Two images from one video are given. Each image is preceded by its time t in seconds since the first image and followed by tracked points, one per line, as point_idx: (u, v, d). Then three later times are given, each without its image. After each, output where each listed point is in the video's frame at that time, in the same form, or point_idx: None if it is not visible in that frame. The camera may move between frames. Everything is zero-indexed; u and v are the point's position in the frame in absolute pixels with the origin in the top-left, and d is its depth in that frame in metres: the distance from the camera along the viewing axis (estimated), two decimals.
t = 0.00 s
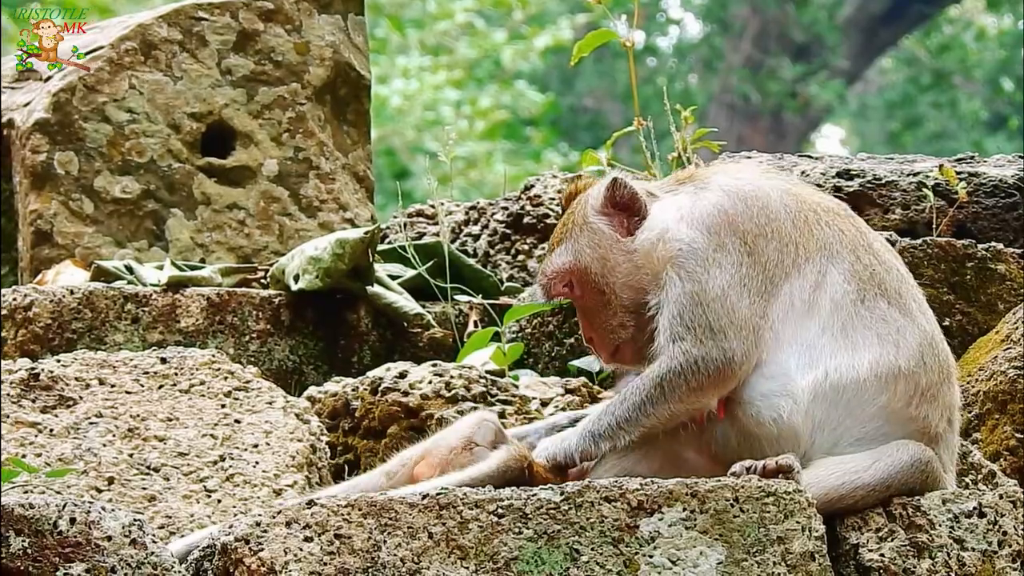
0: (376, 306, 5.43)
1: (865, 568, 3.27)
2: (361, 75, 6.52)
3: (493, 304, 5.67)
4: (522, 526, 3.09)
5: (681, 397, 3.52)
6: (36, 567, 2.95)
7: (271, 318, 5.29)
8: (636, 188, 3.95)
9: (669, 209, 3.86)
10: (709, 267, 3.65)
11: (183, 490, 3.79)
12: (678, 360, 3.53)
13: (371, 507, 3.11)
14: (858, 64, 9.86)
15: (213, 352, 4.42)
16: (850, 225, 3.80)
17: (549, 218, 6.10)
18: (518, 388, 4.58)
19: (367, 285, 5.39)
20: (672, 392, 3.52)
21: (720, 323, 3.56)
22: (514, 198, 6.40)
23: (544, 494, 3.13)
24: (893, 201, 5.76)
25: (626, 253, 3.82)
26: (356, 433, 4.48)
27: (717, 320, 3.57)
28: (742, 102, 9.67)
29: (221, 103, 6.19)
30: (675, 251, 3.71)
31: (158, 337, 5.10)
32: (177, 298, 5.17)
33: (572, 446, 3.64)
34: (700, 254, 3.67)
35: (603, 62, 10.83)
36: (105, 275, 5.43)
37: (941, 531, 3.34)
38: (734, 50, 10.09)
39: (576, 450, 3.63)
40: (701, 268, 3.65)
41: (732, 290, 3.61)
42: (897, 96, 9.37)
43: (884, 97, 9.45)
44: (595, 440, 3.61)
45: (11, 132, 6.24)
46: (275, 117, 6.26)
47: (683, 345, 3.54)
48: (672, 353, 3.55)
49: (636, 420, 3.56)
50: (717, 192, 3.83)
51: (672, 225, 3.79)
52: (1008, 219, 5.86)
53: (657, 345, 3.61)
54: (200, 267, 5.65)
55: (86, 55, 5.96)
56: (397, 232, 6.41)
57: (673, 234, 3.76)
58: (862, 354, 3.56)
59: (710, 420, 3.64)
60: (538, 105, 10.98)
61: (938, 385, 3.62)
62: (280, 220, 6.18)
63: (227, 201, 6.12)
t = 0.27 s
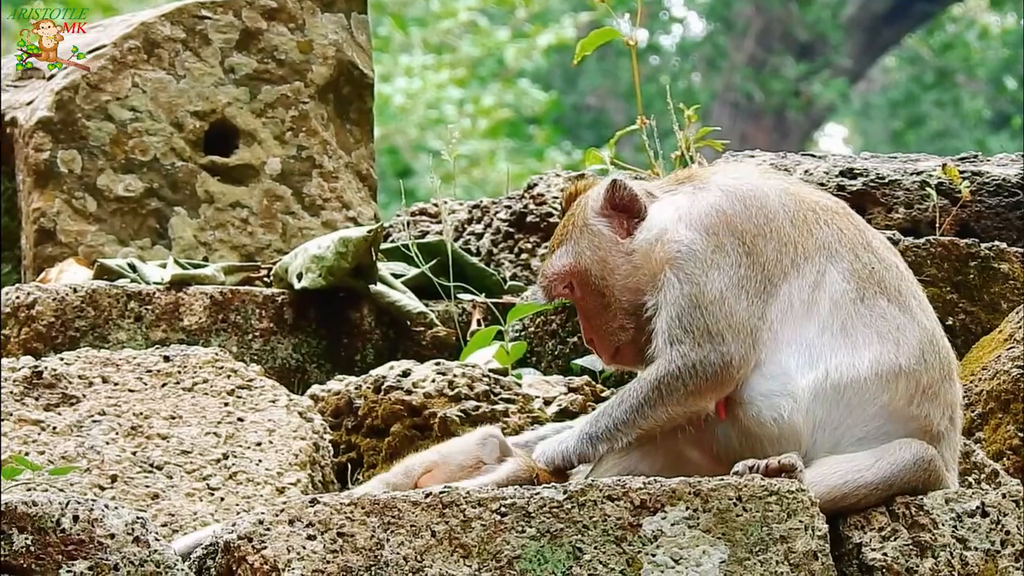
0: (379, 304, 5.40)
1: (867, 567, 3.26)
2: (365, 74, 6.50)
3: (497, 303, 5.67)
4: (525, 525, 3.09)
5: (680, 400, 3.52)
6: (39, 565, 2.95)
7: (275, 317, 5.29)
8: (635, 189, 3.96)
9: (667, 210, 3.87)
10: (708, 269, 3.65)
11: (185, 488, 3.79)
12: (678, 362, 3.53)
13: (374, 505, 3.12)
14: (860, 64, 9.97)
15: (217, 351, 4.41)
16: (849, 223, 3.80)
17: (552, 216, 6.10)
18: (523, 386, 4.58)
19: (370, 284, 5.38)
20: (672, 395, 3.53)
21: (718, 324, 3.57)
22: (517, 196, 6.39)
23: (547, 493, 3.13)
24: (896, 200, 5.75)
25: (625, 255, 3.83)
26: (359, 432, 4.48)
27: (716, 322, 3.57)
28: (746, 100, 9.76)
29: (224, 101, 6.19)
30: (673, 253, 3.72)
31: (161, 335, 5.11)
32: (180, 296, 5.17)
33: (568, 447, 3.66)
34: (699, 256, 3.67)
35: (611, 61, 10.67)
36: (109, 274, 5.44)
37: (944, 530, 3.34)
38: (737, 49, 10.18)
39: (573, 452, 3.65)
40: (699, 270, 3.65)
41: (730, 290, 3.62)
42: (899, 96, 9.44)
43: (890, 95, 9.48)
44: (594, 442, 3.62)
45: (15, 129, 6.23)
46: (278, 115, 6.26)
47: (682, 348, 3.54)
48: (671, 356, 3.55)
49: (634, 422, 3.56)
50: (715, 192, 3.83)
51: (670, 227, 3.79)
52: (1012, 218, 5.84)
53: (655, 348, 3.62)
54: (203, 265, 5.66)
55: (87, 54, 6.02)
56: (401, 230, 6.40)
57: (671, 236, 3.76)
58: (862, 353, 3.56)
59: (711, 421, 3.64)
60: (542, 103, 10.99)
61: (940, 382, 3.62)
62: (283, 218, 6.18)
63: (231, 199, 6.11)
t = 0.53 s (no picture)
0: (380, 299, 5.43)
1: (869, 563, 3.27)
2: (367, 68, 6.50)
3: (499, 298, 5.68)
4: (527, 520, 3.09)
5: (685, 397, 3.53)
6: (40, 560, 2.95)
7: (276, 311, 5.29)
8: (635, 185, 3.95)
9: (669, 206, 3.86)
10: (710, 265, 3.64)
11: (188, 483, 3.80)
12: (682, 359, 3.53)
13: (376, 501, 3.12)
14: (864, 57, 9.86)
15: (218, 346, 4.41)
16: (851, 220, 3.80)
17: (555, 211, 6.10)
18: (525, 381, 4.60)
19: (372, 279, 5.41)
20: (677, 391, 3.53)
21: (721, 320, 3.56)
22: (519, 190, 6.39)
23: (549, 488, 3.12)
24: (898, 196, 5.73)
25: (626, 253, 3.84)
26: (361, 427, 4.48)
27: (720, 318, 3.56)
28: (748, 97, 9.74)
29: (226, 96, 6.20)
30: (675, 249, 3.70)
31: (163, 330, 5.10)
32: (182, 291, 5.16)
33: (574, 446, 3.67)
34: (701, 252, 3.66)
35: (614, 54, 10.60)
36: (111, 268, 5.43)
37: (945, 526, 3.34)
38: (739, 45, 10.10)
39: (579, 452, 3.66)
40: (702, 266, 3.64)
41: (732, 286, 3.61)
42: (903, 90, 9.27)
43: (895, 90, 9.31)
44: (601, 441, 3.62)
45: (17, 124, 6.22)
46: (281, 110, 6.27)
47: (686, 344, 3.54)
48: (676, 352, 3.55)
49: (641, 419, 3.57)
50: (717, 188, 3.82)
51: (673, 223, 3.78)
52: (1015, 214, 5.85)
53: (659, 344, 3.61)
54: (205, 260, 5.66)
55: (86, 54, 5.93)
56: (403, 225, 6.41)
57: (673, 232, 3.75)
58: (865, 350, 3.56)
59: (713, 417, 3.65)
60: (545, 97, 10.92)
61: (942, 380, 3.62)
62: (286, 214, 6.19)
63: (234, 193, 6.13)
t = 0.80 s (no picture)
0: (382, 294, 5.41)
1: (871, 557, 3.27)
2: (370, 62, 6.51)
3: (501, 292, 5.68)
4: (528, 514, 3.08)
5: (689, 389, 3.53)
6: (41, 554, 2.94)
7: (278, 305, 5.29)
8: (640, 176, 3.95)
9: (674, 198, 3.86)
10: (716, 258, 3.63)
11: (189, 476, 3.80)
12: (687, 351, 3.53)
13: (378, 494, 3.11)
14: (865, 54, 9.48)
15: (221, 339, 4.41)
16: (857, 215, 3.80)
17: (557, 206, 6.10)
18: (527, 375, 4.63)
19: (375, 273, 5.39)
20: (682, 382, 3.53)
21: (726, 314, 3.56)
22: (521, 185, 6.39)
23: (550, 483, 3.11)
24: (901, 190, 5.72)
25: (631, 244, 3.85)
26: (362, 420, 4.48)
27: (724, 311, 3.56)
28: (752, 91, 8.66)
29: (228, 90, 6.20)
30: (680, 242, 3.70)
31: (165, 323, 5.10)
32: (184, 285, 5.17)
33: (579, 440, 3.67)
34: (706, 245, 3.65)
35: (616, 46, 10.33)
36: (113, 262, 5.44)
37: (947, 521, 3.34)
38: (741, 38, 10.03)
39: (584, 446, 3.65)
40: (707, 259, 3.63)
41: (738, 280, 3.61)
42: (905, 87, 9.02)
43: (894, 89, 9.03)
44: (606, 434, 3.61)
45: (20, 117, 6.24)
46: (283, 104, 6.28)
47: (691, 337, 3.54)
48: (681, 344, 3.55)
49: (646, 411, 3.57)
50: (722, 182, 3.82)
51: (677, 217, 3.78)
52: (1017, 210, 5.87)
53: (664, 336, 3.61)
54: (207, 253, 5.67)
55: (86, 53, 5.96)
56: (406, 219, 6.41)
57: (678, 225, 3.75)
58: (869, 346, 3.56)
59: (716, 410, 3.65)
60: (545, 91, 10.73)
61: (945, 376, 3.62)
62: (287, 207, 6.20)
63: (235, 187, 6.14)
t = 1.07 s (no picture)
0: (384, 284, 5.43)
1: (872, 549, 3.27)
2: (373, 53, 6.52)
3: (503, 283, 5.68)
4: (530, 506, 3.08)
5: (693, 381, 3.53)
6: (43, 544, 2.93)
7: (280, 296, 5.30)
8: (646, 167, 3.95)
9: (679, 190, 3.86)
10: (720, 250, 3.64)
11: (191, 467, 3.80)
12: (691, 343, 3.54)
13: (379, 485, 3.10)
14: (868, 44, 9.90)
15: (223, 330, 4.41)
16: (862, 208, 3.79)
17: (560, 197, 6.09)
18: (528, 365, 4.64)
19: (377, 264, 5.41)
20: (687, 374, 3.53)
21: (730, 306, 3.56)
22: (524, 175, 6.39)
23: (551, 474, 3.12)
24: (903, 182, 5.73)
25: (637, 236, 3.85)
26: (364, 412, 4.49)
27: (728, 303, 3.57)
28: (752, 83, 9.48)
29: (231, 80, 6.20)
30: (685, 235, 3.70)
31: (167, 315, 5.10)
32: (187, 276, 5.16)
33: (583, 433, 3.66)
34: (710, 238, 3.66)
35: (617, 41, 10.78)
36: (116, 252, 5.43)
37: (949, 513, 3.33)
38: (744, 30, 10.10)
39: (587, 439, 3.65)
40: (711, 251, 3.64)
41: (742, 273, 3.61)
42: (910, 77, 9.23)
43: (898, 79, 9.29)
44: (610, 425, 3.62)
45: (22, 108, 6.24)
46: (286, 94, 6.28)
47: (695, 329, 3.55)
48: (685, 336, 3.55)
49: (650, 403, 3.57)
50: (727, 174, 3.83)
51: (681, 209, 3.78)
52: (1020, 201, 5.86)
53: (668, 328, 3.62)
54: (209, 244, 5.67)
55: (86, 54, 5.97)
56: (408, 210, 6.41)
57: (683, 217, 3.75)
58: (873, 338, 3.56)
59: (720, 402, 3.66)
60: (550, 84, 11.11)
61: (950, 369, 3.62)
62: (290, 198, 6.20)
63: (238, 177, 6.14)
